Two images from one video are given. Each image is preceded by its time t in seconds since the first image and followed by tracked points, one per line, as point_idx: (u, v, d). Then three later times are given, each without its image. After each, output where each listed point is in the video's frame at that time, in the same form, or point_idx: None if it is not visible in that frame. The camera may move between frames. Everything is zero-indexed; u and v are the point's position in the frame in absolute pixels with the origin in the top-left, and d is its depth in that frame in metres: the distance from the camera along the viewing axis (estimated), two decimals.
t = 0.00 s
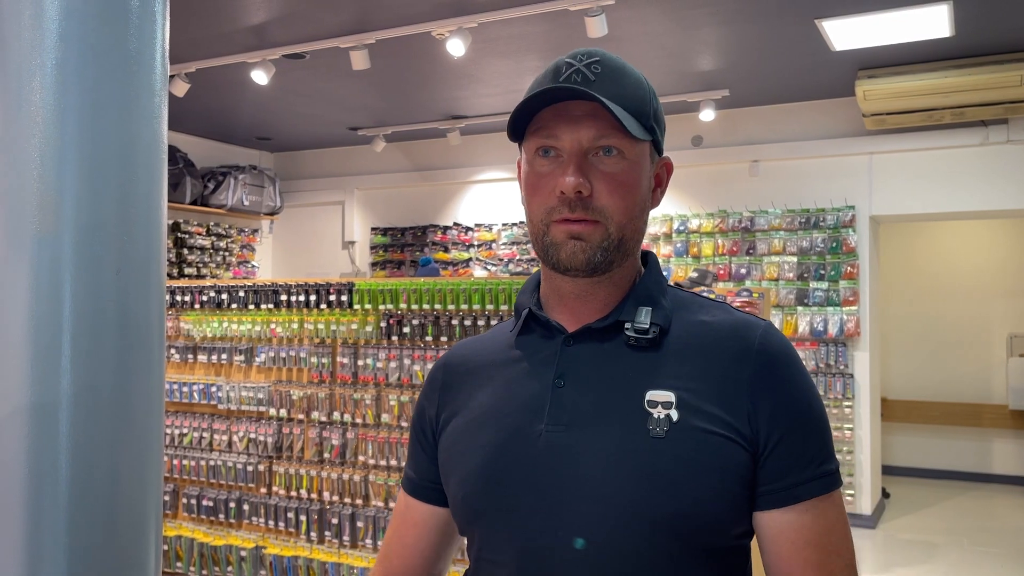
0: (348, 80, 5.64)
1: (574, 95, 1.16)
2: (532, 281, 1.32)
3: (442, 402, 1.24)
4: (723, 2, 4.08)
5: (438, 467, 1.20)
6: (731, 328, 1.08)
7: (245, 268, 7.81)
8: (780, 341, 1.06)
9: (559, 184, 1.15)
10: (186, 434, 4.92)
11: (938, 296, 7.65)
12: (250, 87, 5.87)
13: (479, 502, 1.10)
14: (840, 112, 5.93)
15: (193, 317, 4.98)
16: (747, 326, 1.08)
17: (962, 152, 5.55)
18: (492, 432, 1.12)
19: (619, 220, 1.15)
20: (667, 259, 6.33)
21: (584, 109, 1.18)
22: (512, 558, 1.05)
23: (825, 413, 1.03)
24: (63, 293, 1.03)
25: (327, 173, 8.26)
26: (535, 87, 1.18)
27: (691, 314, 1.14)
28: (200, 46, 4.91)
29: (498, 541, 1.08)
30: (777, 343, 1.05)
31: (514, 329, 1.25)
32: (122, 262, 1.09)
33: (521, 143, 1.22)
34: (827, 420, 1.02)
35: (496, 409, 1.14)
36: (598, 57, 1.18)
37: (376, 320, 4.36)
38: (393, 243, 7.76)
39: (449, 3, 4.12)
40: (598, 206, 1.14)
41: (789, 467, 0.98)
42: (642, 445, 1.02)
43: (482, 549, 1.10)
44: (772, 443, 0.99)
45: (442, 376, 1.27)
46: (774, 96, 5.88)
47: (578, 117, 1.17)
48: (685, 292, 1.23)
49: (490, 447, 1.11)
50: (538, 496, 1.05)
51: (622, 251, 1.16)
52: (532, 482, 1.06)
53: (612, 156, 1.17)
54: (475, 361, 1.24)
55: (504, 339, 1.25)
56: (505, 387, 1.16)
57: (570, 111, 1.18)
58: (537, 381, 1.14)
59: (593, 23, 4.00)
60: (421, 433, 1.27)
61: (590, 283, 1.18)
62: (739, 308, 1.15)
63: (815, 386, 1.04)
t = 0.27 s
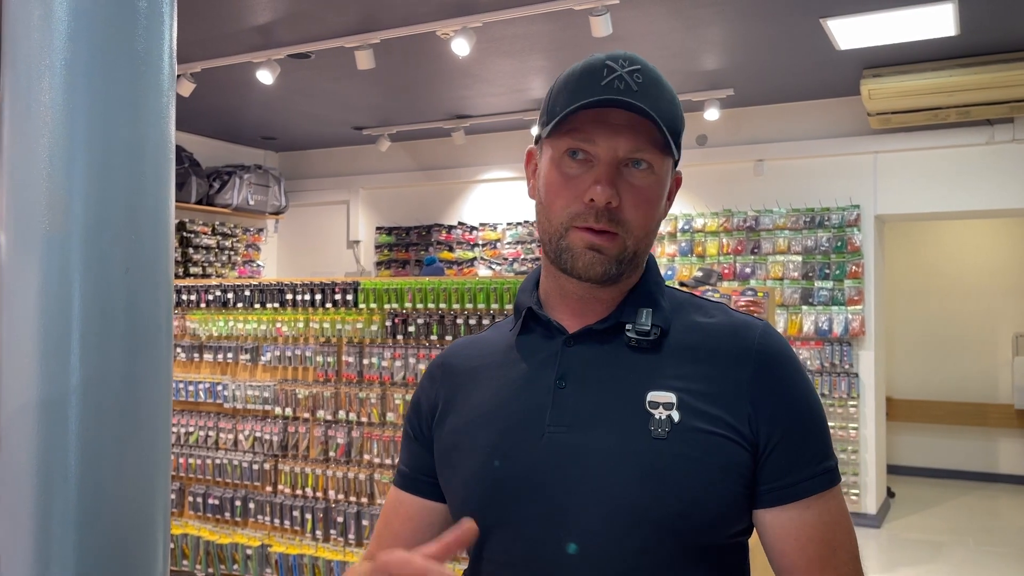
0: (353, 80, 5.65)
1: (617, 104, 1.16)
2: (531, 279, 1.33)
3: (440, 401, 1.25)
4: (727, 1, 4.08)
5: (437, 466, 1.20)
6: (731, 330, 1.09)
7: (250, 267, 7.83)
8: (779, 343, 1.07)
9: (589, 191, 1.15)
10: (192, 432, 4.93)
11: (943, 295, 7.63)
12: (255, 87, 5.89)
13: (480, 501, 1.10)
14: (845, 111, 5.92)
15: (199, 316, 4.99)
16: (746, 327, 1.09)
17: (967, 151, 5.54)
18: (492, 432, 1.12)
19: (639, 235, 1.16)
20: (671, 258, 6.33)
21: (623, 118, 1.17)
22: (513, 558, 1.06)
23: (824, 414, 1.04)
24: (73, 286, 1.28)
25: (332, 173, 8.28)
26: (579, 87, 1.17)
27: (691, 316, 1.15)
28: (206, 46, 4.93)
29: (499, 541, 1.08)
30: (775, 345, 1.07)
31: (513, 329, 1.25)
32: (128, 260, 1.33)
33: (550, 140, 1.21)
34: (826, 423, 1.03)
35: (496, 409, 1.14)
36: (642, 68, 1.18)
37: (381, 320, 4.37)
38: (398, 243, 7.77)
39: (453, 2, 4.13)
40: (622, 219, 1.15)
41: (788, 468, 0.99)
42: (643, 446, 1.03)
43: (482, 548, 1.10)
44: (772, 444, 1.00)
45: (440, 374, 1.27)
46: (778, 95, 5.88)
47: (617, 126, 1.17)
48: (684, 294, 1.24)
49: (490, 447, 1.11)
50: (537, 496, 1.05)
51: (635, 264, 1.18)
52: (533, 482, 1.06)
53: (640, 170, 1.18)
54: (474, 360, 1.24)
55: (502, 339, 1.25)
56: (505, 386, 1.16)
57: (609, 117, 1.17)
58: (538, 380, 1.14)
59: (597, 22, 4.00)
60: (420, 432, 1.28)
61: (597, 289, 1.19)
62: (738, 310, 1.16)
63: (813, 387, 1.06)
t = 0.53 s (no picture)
0: (359, 80, 5.68)
1: (645, 101, 1.17)
2: (542, 277, 1.34)
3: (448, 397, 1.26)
4: None
5: (445, 461, 1.22)
6: (739, 330, 1.11)
7: (257, 266, 7.86)
8: (786, 344, 1.08)
9: (620, 187, 1.16)
10: (199, 430, 4.97)
11: (949, 294, 7.62)
12: (262, 87, 5.91)
13: (490, 496, 1.11)
14: (851, 110, 5.91)
15: (206, 315, 5.03)
16: (754, 328, 1.11)
17: (974, 150, 5.53)
18: (501, 428, 1.14)
19: (666, 229, 1.18)
20: (677, 257, 6.34)
21: (648, 116, 1.19)
22: (521, 551, 1.08)
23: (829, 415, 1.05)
24: (84, 289, 1.14)
25: (338, 172, 8.30)
26: (605, 85, 1.17)
27: (700, 316, 1.16)
28: (213, 46, 4.95)
29: (508, 535, 1.09)
30: (782, 345, 1.08)
31: (524, 326, 1.27)
32: (143, 259, 1.19)
33: (574, 138, 1.21)
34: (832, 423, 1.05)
35: (506, 405, 1.16)
36: (663, 66, 1.20)
37: (387, 318, 4.39)
38: (404, 242, 7.80)
39: (459, 2, 4.14)
40: (652, 214, 1.17)
41: (791, 465, 1.00)
42: (651, 443, 1.04)
43: (492, 542, 1.12)
44: (777, 442, 1.01)
45: (448, 369, 1.28)
46: (784, 94, 5.87)
47: (643, 123, 1.18)
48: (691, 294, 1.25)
49: (500, 442, 1.13)
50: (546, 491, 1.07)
51: (659, 258, 1.20)
52: (541, 478, 1.08)
53: (664, 165, 1.20)
54: (483, 357, 1.25)
55: (513, 335, 1.26)
56: (514, 383, 1.18)
57: (635, 115, 1.18)
58: (548, 378, 1.15)
59: (603, 22, 4.01)
60: (426, 427, 1.29)
61: (621, 285, 1.20)
62: (745, 310, 1.18)
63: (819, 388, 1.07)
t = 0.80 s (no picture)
0: (366, 79, 5.71)
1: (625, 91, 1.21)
2: (544, 273, 1.37)
3: (455, 392, 1.30)
4: None
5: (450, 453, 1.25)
6: (734, 323, 1.13)
7: (265, 264, 7.91)
8: (780, 336, 1.10)
9: (601, 172, 1.19)
10: (207, 426, 5.01)
11: (956, 292, 7.61)
12: (269, 86, 5.96)
13: (490, 487, 1.15)
14: (857, 108, 5.91)
15: (215, 312, 5.07)
16: (748, 321, 1.12)
17: (980, 148, 5.53)
18: (501, 420, 1.17)
19: (652, 216, 1.20)
20: (682, 255, 6.35)
21: (631, 106, 1.23)
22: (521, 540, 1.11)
23: (822, 407, 1.06)
24: (96, 286, 1.17)
25: (345, 170, 8.34)
26: (587, 77, 1.22)
27: (697, 311, 1.19)
28: (221, 45, 4.99)
29: (509, 523, 1.13)
30: (777, 336, 1.09)
31: (526, 321, 1.30)
32: (153, 257, 1.22)
33: (562, 131, 1.26)
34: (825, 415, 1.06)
35: (506, 398, 1.19)
36: (648, 59, 1.23)
37: (394, 315, 4.42)
38: (410, 240, 7.84)
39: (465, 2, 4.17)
40: (635, 200, 1.19)
41: (780, 454, 1.02)
42: (644, 434, 1.06)
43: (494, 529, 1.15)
44: (767, 432, 1.03)
45: (453, 366, 1.32)
46: (790, 92, 5.88)
47: (625, 112, 1.22)
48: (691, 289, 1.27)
49: (499, 434, 1.16)
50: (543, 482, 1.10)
51: (648, 246, 1.22)
52: (539, 468, 1.11)
53: (649, 154, 1.22)
54: (487, 353, 1.29)
55: (516, 330, 1.30)
56: (515, 377, 1.21)
57: (618, 105, 1.23)
58: (547, 372, 1.18)
59: (608, 21, 4.03)
60: (434, 422, 1.33)
61: (612, 275, 1.22)
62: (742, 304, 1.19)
63: (814, 380, 1.08)
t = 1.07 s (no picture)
0: (373, 78, 5.76)
1: (586, 94, 1.24)
2: (533, 271, 1.41)
3: (451, 387, 1.35)
4: None
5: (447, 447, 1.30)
6: (713, 315, 1.15)
7: (273, 262, 7.97)
8: (758, 325, 1.13)
9: (567, 177, 1.23)
10: (217, 422, 5.07)
11: (962, 289, 7.60)
12: (277, 84, 6.01)
13: (483, 479, 1.19)
14: (862, 105, 5.92)
15: (224, 309, 5.13)
16: (727, 311, 1.15)
17: (986, 145, 5.54)
18: (491, 415, 1.21)
19: (622, 215, 1.23)
20: (688, 252, 6.37)
21: (595, 107, 1.25)
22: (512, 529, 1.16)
23: (802, 393, 1.09)
24: (111, 283, 1.18)
25: (352, 168, 8.40)
26: (550, 84, 1.26)
27: (679, 303, 1.22)
28: (230, 45, 5.05)
29: (502, 513, 1.18)
30: (756, 326, 1.12)
31: (515, 317, 1.34)
32: (167, 255, 1.24)
33: (532, 137, 1.31)
34: (804, 400, 1.09)
35: (496, 393, 1.23)
36: (609, 58, 1.26)
37: (400, 312, 4.47)
38: (417, 238, 7.86)
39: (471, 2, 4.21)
40: (603, 201, 1.23)
41: (758, 441, 1.05)
42: (626, 425, 1.10)
43: (489, 519, 1.20)
44: (745, 421, 1.06)
45: (450, 362, 1.37)
46: (795, 90, 5.89)
47: (589, 115, 1.25)
48: (677, 280, 1.30)
49: (490, 428, 1.20)
50: (531, 472, 1.14)
51: (623, 244, 1.25)
52: (526, 460, 1.15)
53: (616, 153, 1.25)
54: (479, 349, 1.33)
55: (506, 326, 1.34)
56: (506, 372, 1.25)
57: (581, 107, 1.26)
58: (534, 366, 1.22)
59: (613, 20, 4.07)
60: (433, 417, 1.38)
61: (589, 275, 1.26)
62: (725, 294, 1.22)
63: (794, 367, 1.11)
